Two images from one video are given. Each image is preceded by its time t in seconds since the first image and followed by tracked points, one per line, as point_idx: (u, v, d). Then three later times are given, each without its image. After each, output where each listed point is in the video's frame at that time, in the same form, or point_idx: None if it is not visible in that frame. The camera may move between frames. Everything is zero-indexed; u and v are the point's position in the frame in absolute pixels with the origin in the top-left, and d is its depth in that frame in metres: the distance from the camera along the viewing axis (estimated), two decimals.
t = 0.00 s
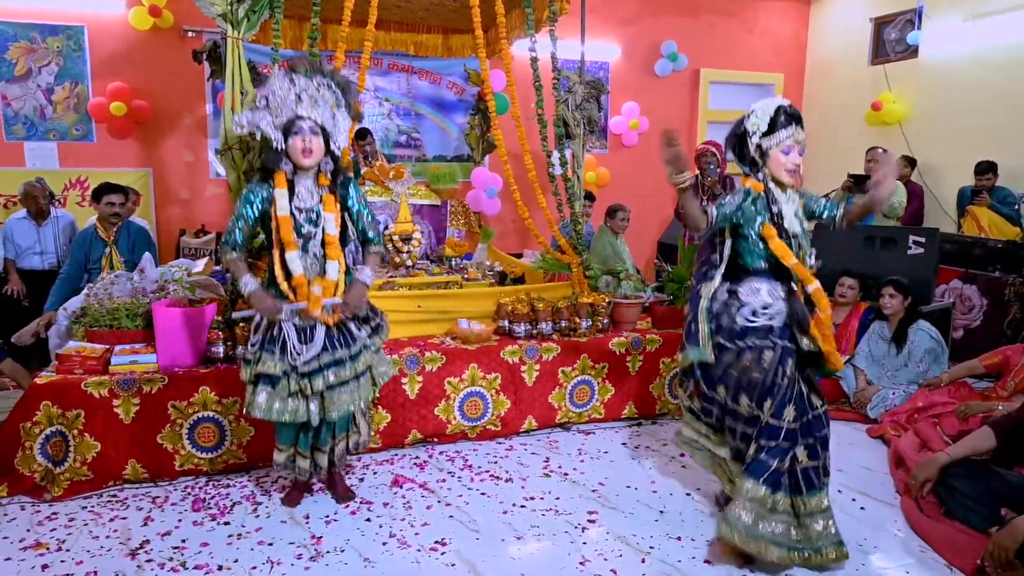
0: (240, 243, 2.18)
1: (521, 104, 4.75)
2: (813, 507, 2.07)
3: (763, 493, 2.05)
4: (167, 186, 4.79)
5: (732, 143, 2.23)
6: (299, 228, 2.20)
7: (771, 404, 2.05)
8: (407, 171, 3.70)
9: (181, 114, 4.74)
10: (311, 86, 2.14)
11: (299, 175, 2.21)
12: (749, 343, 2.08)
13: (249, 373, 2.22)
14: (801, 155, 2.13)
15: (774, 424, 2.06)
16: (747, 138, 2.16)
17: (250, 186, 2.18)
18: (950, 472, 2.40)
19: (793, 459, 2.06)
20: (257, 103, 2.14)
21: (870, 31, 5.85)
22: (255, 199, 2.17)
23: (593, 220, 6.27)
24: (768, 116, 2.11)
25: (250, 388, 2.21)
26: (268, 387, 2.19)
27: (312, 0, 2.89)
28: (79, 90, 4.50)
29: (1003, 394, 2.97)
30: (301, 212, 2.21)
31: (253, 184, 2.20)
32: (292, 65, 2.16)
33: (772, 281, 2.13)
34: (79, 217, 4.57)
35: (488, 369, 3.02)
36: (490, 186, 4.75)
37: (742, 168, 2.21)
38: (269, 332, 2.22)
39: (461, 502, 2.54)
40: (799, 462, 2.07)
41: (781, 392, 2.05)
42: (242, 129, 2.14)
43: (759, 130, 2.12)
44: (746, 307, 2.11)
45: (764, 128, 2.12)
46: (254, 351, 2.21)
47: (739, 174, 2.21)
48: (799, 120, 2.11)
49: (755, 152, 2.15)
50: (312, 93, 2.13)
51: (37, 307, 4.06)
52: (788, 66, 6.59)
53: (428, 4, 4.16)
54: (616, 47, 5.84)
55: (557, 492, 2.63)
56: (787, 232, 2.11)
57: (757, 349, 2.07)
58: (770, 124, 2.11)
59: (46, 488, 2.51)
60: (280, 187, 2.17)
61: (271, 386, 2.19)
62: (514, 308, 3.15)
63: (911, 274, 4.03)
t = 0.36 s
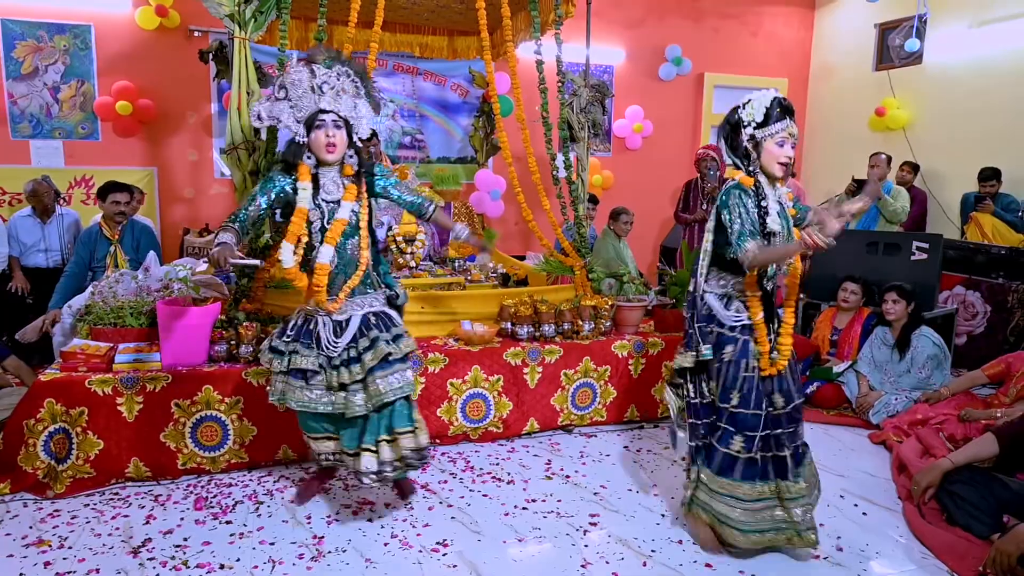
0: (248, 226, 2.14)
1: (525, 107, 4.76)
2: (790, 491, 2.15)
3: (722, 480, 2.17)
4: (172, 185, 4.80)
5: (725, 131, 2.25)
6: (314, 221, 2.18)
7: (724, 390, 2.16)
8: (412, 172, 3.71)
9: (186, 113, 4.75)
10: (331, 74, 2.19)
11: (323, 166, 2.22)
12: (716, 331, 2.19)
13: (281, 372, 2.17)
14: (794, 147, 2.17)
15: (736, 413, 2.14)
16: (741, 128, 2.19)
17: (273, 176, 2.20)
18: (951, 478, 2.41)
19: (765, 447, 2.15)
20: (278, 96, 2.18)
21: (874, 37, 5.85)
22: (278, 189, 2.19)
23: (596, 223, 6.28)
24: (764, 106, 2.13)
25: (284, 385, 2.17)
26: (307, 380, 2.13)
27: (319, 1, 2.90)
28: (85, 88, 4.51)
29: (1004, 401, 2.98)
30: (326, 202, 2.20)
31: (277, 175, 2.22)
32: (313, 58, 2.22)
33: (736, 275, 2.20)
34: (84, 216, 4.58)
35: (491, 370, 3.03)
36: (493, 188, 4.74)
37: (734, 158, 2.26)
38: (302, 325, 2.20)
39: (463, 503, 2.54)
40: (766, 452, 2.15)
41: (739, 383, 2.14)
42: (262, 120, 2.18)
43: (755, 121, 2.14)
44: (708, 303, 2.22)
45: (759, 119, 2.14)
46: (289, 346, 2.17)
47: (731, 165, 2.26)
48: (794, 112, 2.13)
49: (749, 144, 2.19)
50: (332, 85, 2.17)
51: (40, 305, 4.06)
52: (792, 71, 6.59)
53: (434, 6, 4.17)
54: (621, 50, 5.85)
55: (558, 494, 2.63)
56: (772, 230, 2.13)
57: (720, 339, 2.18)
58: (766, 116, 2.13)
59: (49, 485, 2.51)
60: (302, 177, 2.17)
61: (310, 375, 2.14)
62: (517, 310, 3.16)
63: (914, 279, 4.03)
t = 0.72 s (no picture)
0: (246, 230, 2.07)
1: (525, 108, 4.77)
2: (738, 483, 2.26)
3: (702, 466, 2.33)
4: (171, 186, 4.81)
5: (717, 133, 2.31)
6: (317, 231, 2.15)
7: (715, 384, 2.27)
8: (410, 173, 3.71)
9: (185, 114, 4.75)
10: (334, 75, 2.13)
11: (322, 175, 2.18)
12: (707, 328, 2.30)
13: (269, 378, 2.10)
14: (784, 143, 2.21)
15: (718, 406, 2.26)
16: (731, 129, 2.24)
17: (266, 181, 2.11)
18: (948, 479, 2.42)
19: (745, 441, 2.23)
20: (276, 96, 2.13)
21: (874, 38, 5.85)
22: (276, 199, 2.10)
23: (595, 224, 6.28)
24: (752, 106, 2.18)
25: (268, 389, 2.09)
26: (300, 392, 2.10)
27: (318, 2, 2.90)
28: (84, 89, 4.51)
29: (1002, 402, 2.98)
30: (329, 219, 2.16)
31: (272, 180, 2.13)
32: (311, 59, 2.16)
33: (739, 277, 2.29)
34: (83, 216, 4.58)
35: (489, 372, 3.03)
36: (493, 189, 4.74)
37: (728, 159, 2.29)
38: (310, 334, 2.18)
39: (461, 504, 2.54)
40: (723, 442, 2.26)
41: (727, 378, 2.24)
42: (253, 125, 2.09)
43: (744, 121, 2.19)
44: (711, 302, 2.30)
45: (748, 118, 2.19)
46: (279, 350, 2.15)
47: (726, 167, 2.27)
48: (781, 111, 2.19)
49: (739, 144, 2.23)
50: (330, 90, 2.11)
51: (39, 306, 4.05)
52: (791, 71, 6.60)
53: (433, 7, 4.17)
54: (620, 51, 5.86)
55: (556, 495, 2.63)
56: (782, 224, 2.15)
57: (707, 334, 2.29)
58: (755, 115, 2.18)
59: (47, 486, 2.51)
60: (299, 188, 2.11)
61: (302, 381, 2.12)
62: (515, 311, 3.17)
63: (913, 280, 4.04)
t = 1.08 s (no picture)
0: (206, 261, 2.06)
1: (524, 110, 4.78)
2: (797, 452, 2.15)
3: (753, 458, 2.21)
4: (171, 188, 4.81)
5: (714, 133, 2.38)
6: (292, 241, 2.05)
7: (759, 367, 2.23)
8: (410, 175, 3.72)
9: (185, 116, 4.76)
10: (285, 83, 1.99)
11: (276, 185, 2.06)
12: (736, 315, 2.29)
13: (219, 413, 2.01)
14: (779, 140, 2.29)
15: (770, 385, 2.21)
16: (728, 128, 2.31)
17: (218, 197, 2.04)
18: (947, 481, 2.41)
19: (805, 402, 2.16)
20: (224, 104, 2.01)
21: (874, 40, 5.86)
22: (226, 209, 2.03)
23: (595, 226, 6.29)
24: (747, 106, 2.25)
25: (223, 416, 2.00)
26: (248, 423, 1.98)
27: (317, 6, 2.91)
28: (84, 92, 4.52)
29: (1002, 403, 2.97)
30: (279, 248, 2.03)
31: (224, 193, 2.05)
32: (261, 62, 2.00)
33: (746, 264, 2.31)
34: (83, 219, 4.59)
35: (488, 374, 3.03)
36: (492, 191, 4.74)
37: (726, 158, 2.37)
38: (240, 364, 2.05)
39: (460, 506, 2.54)
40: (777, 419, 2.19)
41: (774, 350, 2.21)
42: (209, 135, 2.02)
43: (739, 120, 2.26)
44: (720, 294, 2.32)
45: (744, 118, 2.26)
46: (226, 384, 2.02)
47: (723, 163, 2.37)
48: (776, 109, 2.26)
49: (737, 142, 2.30)
50: (285, 96, 1.98)
51: (40, 308, 4.04)
52: (791, 73, 6.60)
53: (432, 9, 4.19)
54: (619, 53, 5.87)
55: (556, 497, 2.64)
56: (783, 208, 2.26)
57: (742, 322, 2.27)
58: (750, 114, 2.25)
59: (47, 488, 2.52)
60: (260, 200, 2.01)
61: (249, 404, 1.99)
62: (515, 313, 3.17)
63: (913, 281, 4.01)
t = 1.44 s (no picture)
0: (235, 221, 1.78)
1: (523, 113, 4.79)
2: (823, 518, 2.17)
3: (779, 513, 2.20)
4: (172, 193, 4.82)
5: (720, 164, 2.30)
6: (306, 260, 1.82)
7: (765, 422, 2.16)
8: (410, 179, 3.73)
9: (185, 120, 4.77)
10: (319, 95, 1.87)
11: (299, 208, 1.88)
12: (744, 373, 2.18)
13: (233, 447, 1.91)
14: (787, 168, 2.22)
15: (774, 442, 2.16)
16: (734, 159, 2.23)
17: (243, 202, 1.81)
18: (949, 482, 2.41)
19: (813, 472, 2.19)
20: (249, 111, 1.84)
21: (873, 41, 5.86)
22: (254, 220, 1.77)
23: (595, 229, 6.29)
24: (752, 136, 2.18)
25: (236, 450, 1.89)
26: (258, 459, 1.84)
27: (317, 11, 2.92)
28: (85, 97, 4.54)
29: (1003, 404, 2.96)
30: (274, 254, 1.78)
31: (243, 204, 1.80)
32: (292, 73, 1.87)
33: (765, 306, 2.22)
34: (84, 224, 4.59)
35: (489, 377, 3.03)
36: (492, 194, 4.75)
37: (733, 188, 2.28)
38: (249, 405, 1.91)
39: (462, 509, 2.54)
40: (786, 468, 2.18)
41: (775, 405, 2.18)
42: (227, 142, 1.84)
43: (745, 150, 2.19)
44: (744, 329, 2.20)
45: (750, 148, 2.19)
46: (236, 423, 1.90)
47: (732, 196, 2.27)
48: (782, 137, 2.18)
49: (743, 173, 2.23)
50: (315, 112, 1.86)
51: (41, 313, 4.06)
52: (791, 75, 6.61)
53: (431, 13, 4.20)
54: (619, 56, 5.87)
55: (556, 500, 2.64)
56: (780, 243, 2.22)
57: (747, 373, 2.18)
58: (756, 143, 2.18)
59: (49, 492, 2.53)
60: (280, 202, 1.80)
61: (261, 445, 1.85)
62: (515, 316, 3.18)
63: (913, 282, 4.01)
